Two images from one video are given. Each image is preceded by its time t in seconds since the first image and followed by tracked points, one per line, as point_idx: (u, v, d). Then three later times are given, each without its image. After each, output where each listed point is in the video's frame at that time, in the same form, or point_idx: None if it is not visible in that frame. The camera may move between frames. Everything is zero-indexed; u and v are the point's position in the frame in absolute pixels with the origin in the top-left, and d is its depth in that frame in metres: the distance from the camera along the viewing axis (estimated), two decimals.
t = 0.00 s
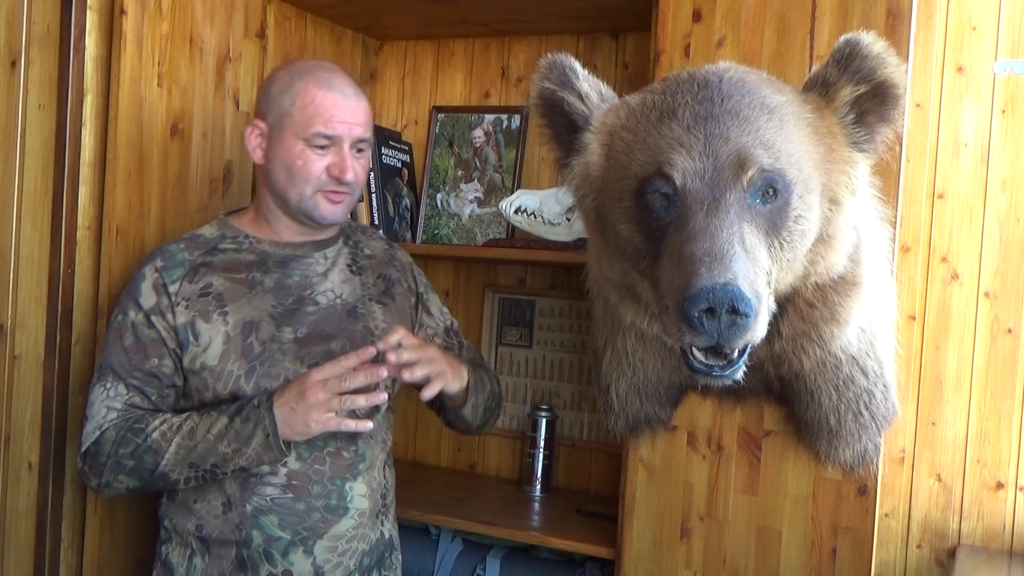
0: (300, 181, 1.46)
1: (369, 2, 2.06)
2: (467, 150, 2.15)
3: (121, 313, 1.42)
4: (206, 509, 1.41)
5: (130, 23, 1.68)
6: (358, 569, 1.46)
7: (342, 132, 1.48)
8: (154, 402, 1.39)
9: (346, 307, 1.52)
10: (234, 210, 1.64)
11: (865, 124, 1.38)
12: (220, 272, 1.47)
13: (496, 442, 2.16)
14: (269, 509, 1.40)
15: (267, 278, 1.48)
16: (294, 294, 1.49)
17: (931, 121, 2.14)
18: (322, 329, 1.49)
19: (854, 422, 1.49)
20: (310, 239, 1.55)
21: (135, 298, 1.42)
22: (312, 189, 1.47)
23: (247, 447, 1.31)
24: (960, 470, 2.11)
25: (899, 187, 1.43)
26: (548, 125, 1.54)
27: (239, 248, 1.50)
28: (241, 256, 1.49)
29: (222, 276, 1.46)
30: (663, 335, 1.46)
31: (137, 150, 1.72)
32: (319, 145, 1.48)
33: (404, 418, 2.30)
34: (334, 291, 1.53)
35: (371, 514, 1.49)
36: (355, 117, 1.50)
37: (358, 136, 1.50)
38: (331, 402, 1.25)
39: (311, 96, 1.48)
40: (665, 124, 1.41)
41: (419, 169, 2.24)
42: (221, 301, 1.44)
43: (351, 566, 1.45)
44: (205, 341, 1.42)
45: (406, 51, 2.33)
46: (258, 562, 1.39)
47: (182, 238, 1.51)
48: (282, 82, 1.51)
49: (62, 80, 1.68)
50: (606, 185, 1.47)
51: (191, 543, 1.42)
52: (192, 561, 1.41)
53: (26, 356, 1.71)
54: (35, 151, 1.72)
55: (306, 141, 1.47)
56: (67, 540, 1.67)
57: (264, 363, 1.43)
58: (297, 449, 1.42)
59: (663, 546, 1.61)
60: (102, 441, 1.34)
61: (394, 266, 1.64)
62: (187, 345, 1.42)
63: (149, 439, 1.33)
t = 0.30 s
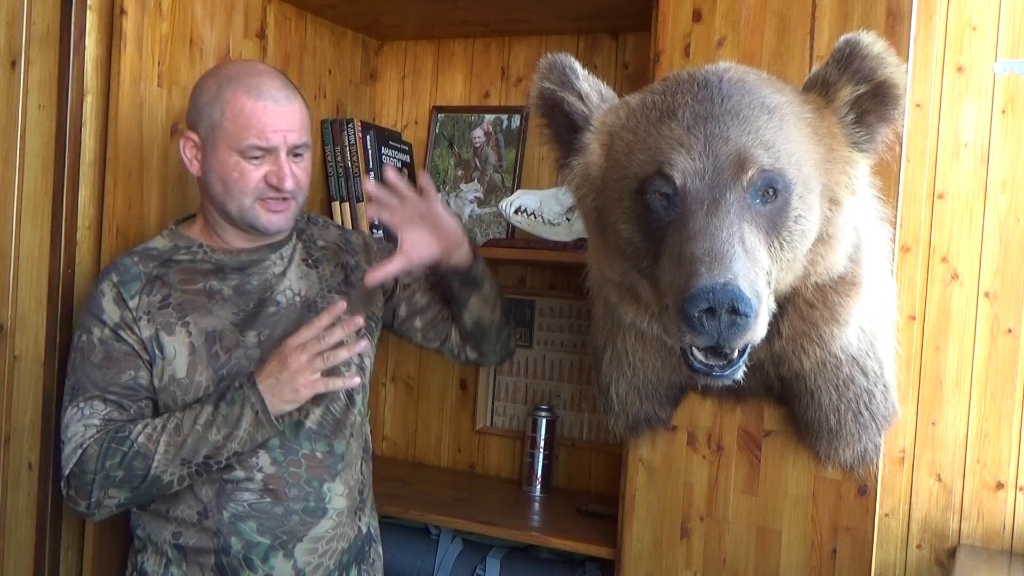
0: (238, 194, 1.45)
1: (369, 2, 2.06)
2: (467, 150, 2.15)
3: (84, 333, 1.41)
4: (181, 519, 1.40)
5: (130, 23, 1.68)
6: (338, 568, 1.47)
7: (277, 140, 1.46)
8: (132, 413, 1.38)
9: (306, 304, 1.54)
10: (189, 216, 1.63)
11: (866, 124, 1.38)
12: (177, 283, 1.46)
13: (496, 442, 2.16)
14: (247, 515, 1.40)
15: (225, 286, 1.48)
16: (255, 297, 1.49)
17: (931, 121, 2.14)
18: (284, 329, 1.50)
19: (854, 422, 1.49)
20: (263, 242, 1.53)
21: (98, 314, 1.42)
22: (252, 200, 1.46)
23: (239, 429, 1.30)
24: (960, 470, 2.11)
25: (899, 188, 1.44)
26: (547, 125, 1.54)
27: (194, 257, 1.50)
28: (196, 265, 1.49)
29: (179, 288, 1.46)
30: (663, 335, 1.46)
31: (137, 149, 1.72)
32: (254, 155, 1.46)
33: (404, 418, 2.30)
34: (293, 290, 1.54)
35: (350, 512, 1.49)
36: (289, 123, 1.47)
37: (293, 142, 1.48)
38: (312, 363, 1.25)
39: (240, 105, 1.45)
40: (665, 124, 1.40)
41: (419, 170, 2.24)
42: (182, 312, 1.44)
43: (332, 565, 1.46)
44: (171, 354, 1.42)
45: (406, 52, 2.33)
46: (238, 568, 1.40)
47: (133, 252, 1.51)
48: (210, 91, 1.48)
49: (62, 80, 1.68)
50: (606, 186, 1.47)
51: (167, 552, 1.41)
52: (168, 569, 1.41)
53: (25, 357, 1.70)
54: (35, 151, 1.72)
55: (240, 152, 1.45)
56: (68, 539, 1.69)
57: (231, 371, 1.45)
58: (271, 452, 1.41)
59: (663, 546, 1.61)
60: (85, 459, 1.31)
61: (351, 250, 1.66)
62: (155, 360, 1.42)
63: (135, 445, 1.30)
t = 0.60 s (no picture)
0: (213, 163, 1.46)
1: (369, 2, 2.06)
2: (467, 150, 2.16)
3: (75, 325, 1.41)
4: (173, 509, 1.40)
5: (130, 23, 1.68)
6: (333, 551, 1.47)
7: (257, 115, 1.47)
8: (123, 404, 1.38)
9: (296, 287, 1.56)
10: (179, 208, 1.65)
11: (865, 124, 1.38)
12: (167, 271, 1.48)
13: (496, 442, 2.16)
14: (241, 502, 1.39)
15: (216, 272, 1.50)
16: (246, 283, 1.51)
17: (931, 121, 2.14)
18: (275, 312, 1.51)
19: (854, 422, 1.49)
20: (252, 229, 1.55)
21: (88, 305, 1.43)
22: (226, 172, 1.47)
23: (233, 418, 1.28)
24: (960, 469, 2.11)
25: (898, 188, 1.44)
26: (548, 125, 1.52)
27: (184, 245, 1.52)
28: (187, 252, 1.51)
29: (171, 276, 1.47)
30: (663, 335, 1.46)
31: (137, 149, 1.72)
32: (234, 127, 1.47)
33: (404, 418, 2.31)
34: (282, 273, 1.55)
35: (344, 495, 1.50)
36: (272, 100, 1.49)
37: (275, 119, 1.49)
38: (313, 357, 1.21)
39: (226, 79, 1.47)
40: (665, 124, 1.40)
41: (419, 169, 2.24)
42: (174, 299, 1.46)
43: (327, 549, 1.46)
44: (165, 341, 1.43)
45: (406, 51, 2.33)
46: (233, 556, 1.40)
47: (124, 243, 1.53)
48: (205, 66, 1.52)
49: (62, 80, 1.67)
50: (606, 186, 1.47)
51: (160, 543, 1.41)
52: (162, 561, 1.41)
53: (26, 356, 1.71)
54: (35, 151, 1.72)
55: (220, 123, 1.47)
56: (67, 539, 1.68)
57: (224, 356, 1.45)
58: (263, 437, 1.41)
59: (663, 546, 1.61)
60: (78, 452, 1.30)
61: (337, 227, 1.67)
62: (148, 348, 1.43)
63: (127, 435, 1.29)
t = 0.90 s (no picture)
0: (264, 172, 1.42)
1: (369, 2, 2.06)
2: (467, 150, 2.15)
3: (94, 301, 1.31)
4: (186, 525, 1.34)
5: (130, 23, 1.68)
6: None
7: (317, 134, 1.43)
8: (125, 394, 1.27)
9: (326, 317, 1.49)
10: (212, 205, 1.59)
11: (866, 124, 1.38)
12: (202, 271, 1.40)
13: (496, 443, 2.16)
14: (256, 524, 1.36)
15: (249, 281, 1.43)
16: (275, 298, 1.44)
17: (931, 121, 2.14)
18: (303, 338, 1.44)
19: (854, 422, 1.50)
20: (292, 245, 1.51)
21: (114, 287, 1.32)
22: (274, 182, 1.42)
23: (224, 440, 1.13)
24: (960, 470, 2.11)
25: (899, 188, 1.44)
26: (547, 125, 1.54)
27: (221, 245, 1.44)
28: (223, 255, 1.43)
29: (204, 276, 1.40)
30: (663, 335, 1.46)
31: (137, 149, 1.72)
32: (293, 141, 1.43)
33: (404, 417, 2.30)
34: (314, 300, 1.49)
35: (352, 523, 1.49)
36: (336, 122, 1.44)
37: (334, 142, 1.44)
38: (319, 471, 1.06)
39: (295, 93, 1.43)
40: (665, 124, 1.40)
41: (419, 169, 2.24)
42: (203, 300, 1.38)
43: None
44: (184, 341, 1.35)
45: (406, 51, 2.33)
46: None
47: (162, 230, 1.44)
48: (277, 77, 1.48)
49: (62, 79, 1.68)
50: (607, 186, 1.47)
51: (169, 557, 1.35)
52: None
53: (26, 357, 1.71)
54: (35, 151, 1.72)
55: (281, 136, 1.43)
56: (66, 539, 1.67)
57: (245, 369, 1.37)
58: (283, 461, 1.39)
59: (663, 546, 1.61)
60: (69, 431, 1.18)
61: (374, 280, 1.63)
62: (165, 344, 1.34)
63: (123, 427, 1.17)
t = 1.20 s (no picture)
0: (343, 191, 1.45)
1: (368, 2, 2.06)
2: (467, 150, 2.14)
3: (159, 302, 1.34)
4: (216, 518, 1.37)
5: (130, 23, 1.68)
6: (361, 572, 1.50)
7: (401, 162, 1.47)
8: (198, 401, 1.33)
9: (364, 317, 1.52)
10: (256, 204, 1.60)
11: (865, 125, 1.38)
12: (252, 268, 1.44)
13: (496, 442, 2.16)
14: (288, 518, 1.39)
15: (295, 280, 1.46)
16: (319, 298, 1.47)
17: (931, 121, 2.14)
18: (343, 336, 1.47)
19: (854, 422, 1.50)
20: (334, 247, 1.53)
21: (173, 283, 1.36)
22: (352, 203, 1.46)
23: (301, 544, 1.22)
24: (960, 470, 2.11)
25: (899, 188, 1.43)
26: (547, 125, 1.54)
27: (268, 245, 1.47)
28: (270, 253, 1.47)
29: (254, 272, 1.44)
30: (663, 335, 1.46)
31: (137, 149, 1.72)
32: (375, 164, 1.46)
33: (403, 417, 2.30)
34: (353, 300, 1.52)
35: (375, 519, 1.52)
36: (416, 149, 1.49)
37: (412, 169, 1.49)
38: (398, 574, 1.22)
39: (382, 118, 1.46)
40: (665, 124, 1.41)
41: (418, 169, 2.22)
42: (255, 298, 1.42)
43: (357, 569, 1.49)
44: (239, 336, 1.39)
45: (406, 51, 2.33)
46: (270, 568, 1.38)
47: (206, 228, 1.47)
48: (358, 92, 1.48)
49: (63, 79, 1.68)
50: (606, 186, 1.47)
51: (196, 549, 1.38)
52: (196, 567, 1.37)
53: (26, 357, 1.71)
54: (35, 151, 1.72)
55: (363, 157, 1.45)
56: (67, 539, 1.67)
57: (293, 364, 1.41)
58: (316, 456, 1.42)
59: (663, 546, 1.61)
60: (165, 449, 1.25)
61: (402, 284, 1.64)
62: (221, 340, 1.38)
63: (213, 475, 1.24)
